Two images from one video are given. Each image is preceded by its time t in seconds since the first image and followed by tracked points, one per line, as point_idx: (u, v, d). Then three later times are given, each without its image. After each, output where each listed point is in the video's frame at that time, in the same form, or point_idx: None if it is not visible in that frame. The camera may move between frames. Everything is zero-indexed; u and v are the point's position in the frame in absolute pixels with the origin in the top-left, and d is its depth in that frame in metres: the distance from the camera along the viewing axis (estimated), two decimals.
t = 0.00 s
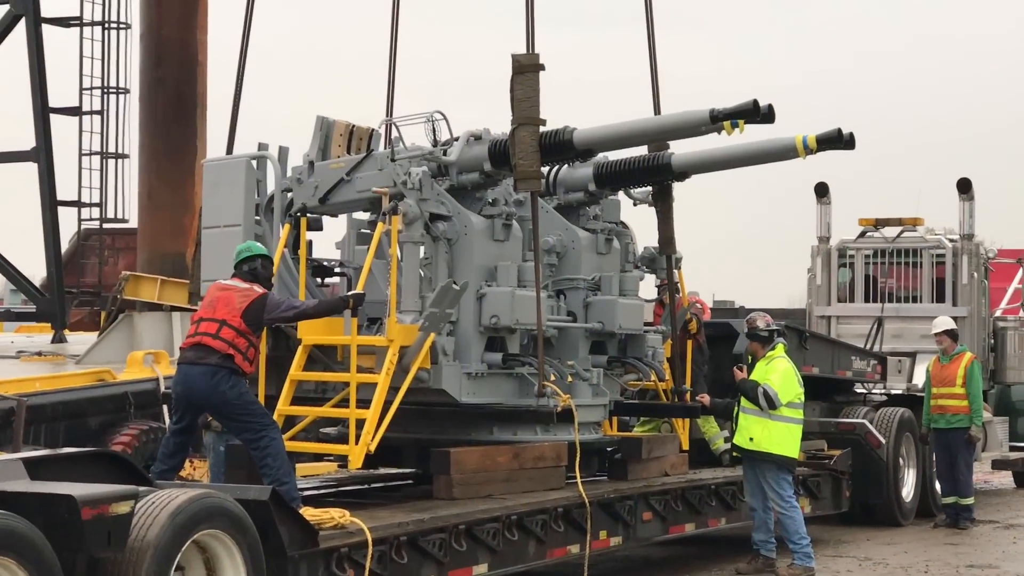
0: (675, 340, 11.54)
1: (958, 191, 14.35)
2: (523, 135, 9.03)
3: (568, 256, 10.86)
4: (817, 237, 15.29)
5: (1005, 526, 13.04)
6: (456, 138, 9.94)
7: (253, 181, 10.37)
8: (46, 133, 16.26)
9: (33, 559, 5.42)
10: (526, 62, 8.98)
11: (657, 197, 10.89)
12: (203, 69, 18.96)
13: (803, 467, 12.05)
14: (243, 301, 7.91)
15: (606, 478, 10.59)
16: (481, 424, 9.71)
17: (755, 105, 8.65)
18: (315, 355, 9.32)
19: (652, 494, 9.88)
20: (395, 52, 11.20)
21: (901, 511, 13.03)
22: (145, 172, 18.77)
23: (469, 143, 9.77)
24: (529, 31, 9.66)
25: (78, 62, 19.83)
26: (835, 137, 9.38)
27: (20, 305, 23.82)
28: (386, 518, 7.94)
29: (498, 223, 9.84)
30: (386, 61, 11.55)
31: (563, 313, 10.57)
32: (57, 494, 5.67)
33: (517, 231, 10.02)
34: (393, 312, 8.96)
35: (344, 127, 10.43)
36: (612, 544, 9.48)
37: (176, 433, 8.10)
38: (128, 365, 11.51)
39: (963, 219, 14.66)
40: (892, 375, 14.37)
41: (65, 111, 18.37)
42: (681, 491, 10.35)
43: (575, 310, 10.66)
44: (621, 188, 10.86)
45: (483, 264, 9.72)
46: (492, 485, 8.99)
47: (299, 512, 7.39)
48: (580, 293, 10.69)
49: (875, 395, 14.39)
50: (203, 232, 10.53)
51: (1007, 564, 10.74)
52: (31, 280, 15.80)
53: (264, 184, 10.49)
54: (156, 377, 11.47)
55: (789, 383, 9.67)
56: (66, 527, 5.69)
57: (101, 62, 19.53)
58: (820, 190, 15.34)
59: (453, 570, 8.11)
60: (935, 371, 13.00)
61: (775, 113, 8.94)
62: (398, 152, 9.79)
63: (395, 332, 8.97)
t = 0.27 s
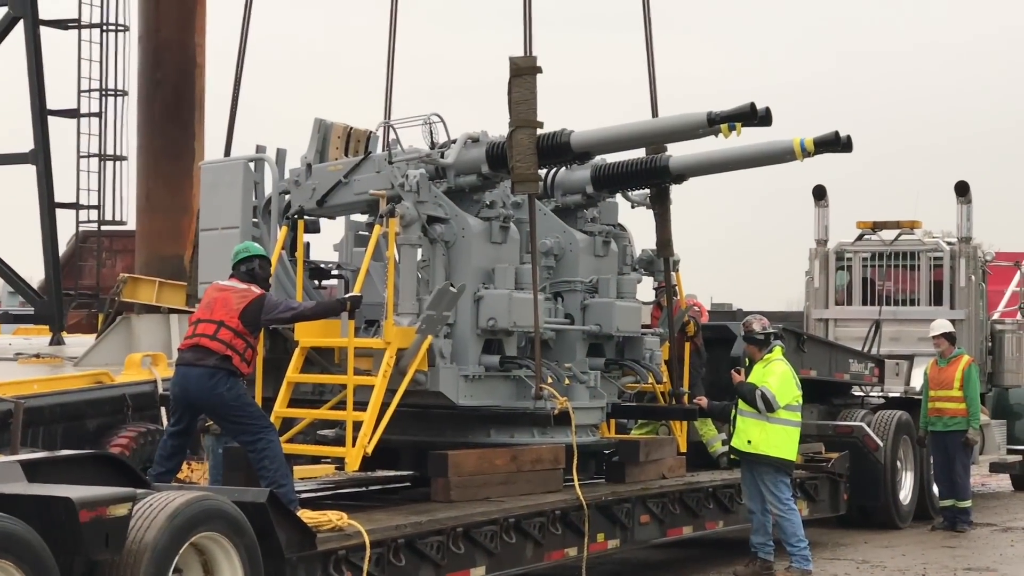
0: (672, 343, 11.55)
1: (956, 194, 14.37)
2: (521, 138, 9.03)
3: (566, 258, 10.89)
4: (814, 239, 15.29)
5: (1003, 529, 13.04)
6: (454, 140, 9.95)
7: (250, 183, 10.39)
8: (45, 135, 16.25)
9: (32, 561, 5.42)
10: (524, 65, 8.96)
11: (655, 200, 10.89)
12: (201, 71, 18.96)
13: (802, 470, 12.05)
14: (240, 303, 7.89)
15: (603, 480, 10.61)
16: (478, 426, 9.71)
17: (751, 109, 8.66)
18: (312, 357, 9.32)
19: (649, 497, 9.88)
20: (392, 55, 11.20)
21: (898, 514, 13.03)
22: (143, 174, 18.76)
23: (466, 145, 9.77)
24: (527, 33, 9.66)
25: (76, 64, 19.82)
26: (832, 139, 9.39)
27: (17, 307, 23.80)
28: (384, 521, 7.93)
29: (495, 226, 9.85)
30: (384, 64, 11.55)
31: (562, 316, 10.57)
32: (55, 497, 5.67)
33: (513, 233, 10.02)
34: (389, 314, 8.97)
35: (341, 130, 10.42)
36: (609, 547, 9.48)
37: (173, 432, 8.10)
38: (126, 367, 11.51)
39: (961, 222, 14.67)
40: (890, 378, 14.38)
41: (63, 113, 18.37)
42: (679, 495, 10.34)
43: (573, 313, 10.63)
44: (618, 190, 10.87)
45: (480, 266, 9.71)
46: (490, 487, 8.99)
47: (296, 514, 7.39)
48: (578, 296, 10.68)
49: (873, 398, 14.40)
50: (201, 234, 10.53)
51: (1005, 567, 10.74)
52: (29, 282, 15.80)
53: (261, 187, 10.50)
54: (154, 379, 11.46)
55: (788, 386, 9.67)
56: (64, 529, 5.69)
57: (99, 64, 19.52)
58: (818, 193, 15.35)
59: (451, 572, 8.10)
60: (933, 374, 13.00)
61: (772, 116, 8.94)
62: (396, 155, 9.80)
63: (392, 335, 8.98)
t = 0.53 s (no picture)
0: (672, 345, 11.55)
1: (956, 196, 14.36)
2: (519, 139, 9.04)
3: (566, 259, 10.89)
4: (814, 241, 15.29)
5: (1002, 531, 13.04)
6: (453, 142, 9.96)
7: (249, 185, 10.39)
8: (44, 138, 16.24)
9: (31, 564, 5.42)
10: (523, 67, 8.99)
11: (655, 202, 10.89)
12: (200, 73, 18.96)
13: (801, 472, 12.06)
14: (240, 306, 7.88)
15: (603, 482, 10.61)
16: (477, 428, 9.72)
17: (750, 112, 8.67)
18: (311, 359, 9.32)
19: (648, 499, 9.87)
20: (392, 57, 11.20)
21: (898, 516, 13.03)
22: (143, 176, 18.76)
23: (465, 147, 9.81)
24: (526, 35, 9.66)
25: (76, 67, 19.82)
26: (831, 141, 9.39)
27: (17, 309, 23.79)
28: (383, 523, 7.93)
29: (494, 227, 9.84)
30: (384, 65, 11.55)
31: (561, 317, 10.58)
32: (54, 499, 5.67)
33: (512, 235, 10.02)
34: (389, 316, 8.98)
35: (341, 132, 10.44)
36: (609, 549, 9.48)
37: (173, 436, 8.08)
38: (126, 369, 11.50)
39: (961, 224, 14.67)
40: (890, 380, 14.38)
41: (62, 115, 18.37)
42: (679, 497, 10.34)
43: (572, 315, 10.64)
44: (617, 192, 10.88)
45: (479, 268, 9.71)
46: (489, 489, 8.98)
47: (296, 516, 7.39)
48: (577, 297, 10.68)
49: (872, 400, 14.40)
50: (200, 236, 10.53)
51: (1005, 569, 10.74)
52: (29, 284, 15.80)
53: (260, 189, 10.51)
54: (153, 382, 11.45)
55: (787, 389, 9.67)
56: (63, 532, 5.68)
57: (99, 66, 19.52)
58: (817, 195, 15.35)
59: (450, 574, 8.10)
60: (932, 376, 13.00)
61: (770, 118, 8.93)
62: (394, 157, 9.80)
63: (391, 337, 8.98)
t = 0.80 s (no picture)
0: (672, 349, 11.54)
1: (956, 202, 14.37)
2: (519, 144, 9.04)
3: (566, 263, 10.88)
4: (814, 247, 15.30)
5: (1003, 537, 13.02)
6: (453, 146, 9.96)
7: (249, 190, 10.39)
8: (45, 142, 16.25)
9: (30, 568, 5.41)
10: (523, 71, 9.00)
11: (656, 206, 10.88)
12: (201, 78, 18.98)
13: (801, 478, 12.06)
14: (239, 309, 7.88)
15: (603, 487, 10.60)
16: (477, 433, 9.70)
17: (749, 115, 8.69)
18: (311, 364, 9.31)
19: (648, 504, 9.86)
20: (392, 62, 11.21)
21: (898, 522, 13.01)
22: (144, 181, 18.77)
23: (465, 151, 9.79)
24: (526, 40, 9.67)
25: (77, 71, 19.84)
26: (832, 145, 9.40)
27: (17, 313, 23.79)
28: (383, 528, 7.92)
29: (494, 231, 9.85)
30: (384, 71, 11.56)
31: (562, 322, 10.58)
32: (54, 503, 5.66)
33: (513, 239, 10.02)
34: (389, 320, 8.98)
35: (341, 136, 10.46)
36: (609, 554, 9.47)
37: (173, 440, 8.07)
38: (125, 374, 11.50)
39: (961, 230, 14.67)
40: (890, 386, 14.38)
41: (63, 121, 18.38)
42: (679, 503, 10.33)
43: (573, 319, 10.62)
44: (617, 197, 10.89)
45: (479, 272, 9.71)
46: (489, 495, 8.98)
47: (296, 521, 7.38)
48: (578, 302, 10.68)
49: (872, 405, 14.39)
50: (200, 241, 10.54)
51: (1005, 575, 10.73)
52: (29, 289, 15.80)
53: (260, 193, 10.51)
54: (153, 387, 11.44)
55: (788, 394, 9.66)
56: (62, 536, 5.68)
57: (100, 71, 19.55)
58: (817, 200, 15.36)
59: None
60: (933, 381, 12.99)
61: (771, 121, 8.99)
62: (394, 162, 9.80)
63: (391, 341, 8.98)
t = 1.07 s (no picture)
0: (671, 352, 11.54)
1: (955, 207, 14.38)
2: (518, 147, 9.04)
3: (565, 266, 10.88)
4: (813, 251, 15.30)
5: (1001, 541, 13.02)
6: (451, 149, 9.96)
7: (248, 193, 10.39)
8: (45, 147, 16.25)
9: (28, 574, 5.41)
10: (521, 73, 8.99)
11: (655, 209, 10.88)
12: (201, 83, 18.99)
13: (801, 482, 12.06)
14: (238, 308, 7.88)
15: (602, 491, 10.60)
16: (476, 435, 9.70)
17: (748, 118, 8.70)
18: (310, 366, 9.30)
19: (647, 509, 9.86)
20: (391, 66, 11.21)
21: (897, 526, 13.02)
22: (143, 185, 18.76)
23: (464, 154, 9.77)
24: (525, 44, 9.67)
25: (77, 76, 19.84)
26: (830, 148, 9.41)
27: (15, 318, 23.77)
28: (382, 533, 7.92)
29: (493, 235, 9.86)
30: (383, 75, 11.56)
31: (561, 325, 10.58)
32: (53, 508, 5.66)
33: (512, 242, 10.02)
34: (388, 323, 8.97)
35: (340, 139, 10.46)
36: (608, 559, 9.47)
37: (173, 444, 8.06)
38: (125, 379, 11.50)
39: (960, 234, 14.68)
40: (889, 390, 14.37)
41: (62, 125, 18.38)
42: (678, 507, 10.33)
43: (572, 322, 10.63)
44: (615, 200, 10.89)
45: (478, 275, 9.71)
46: (488, 500, 8.98)
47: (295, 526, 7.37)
48: (577, 305, 10.69)
49: (871, 410, 14.39)
50: (198, 244, 10.55)
51: None
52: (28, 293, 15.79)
53: (259, 197, 10.51)
54: (152, 392, 11.43)
55: (786, 398, 9.66)
56: (61, 541, 5.68)
57: (100, 76, 19.56)
58: (817, 205, 15.37)
59: None
60: (931, 386, 12.98)
61: (770, 122, 8.89)
62: (393, 165, 9.80)
63: (390, 344, 8.96)
